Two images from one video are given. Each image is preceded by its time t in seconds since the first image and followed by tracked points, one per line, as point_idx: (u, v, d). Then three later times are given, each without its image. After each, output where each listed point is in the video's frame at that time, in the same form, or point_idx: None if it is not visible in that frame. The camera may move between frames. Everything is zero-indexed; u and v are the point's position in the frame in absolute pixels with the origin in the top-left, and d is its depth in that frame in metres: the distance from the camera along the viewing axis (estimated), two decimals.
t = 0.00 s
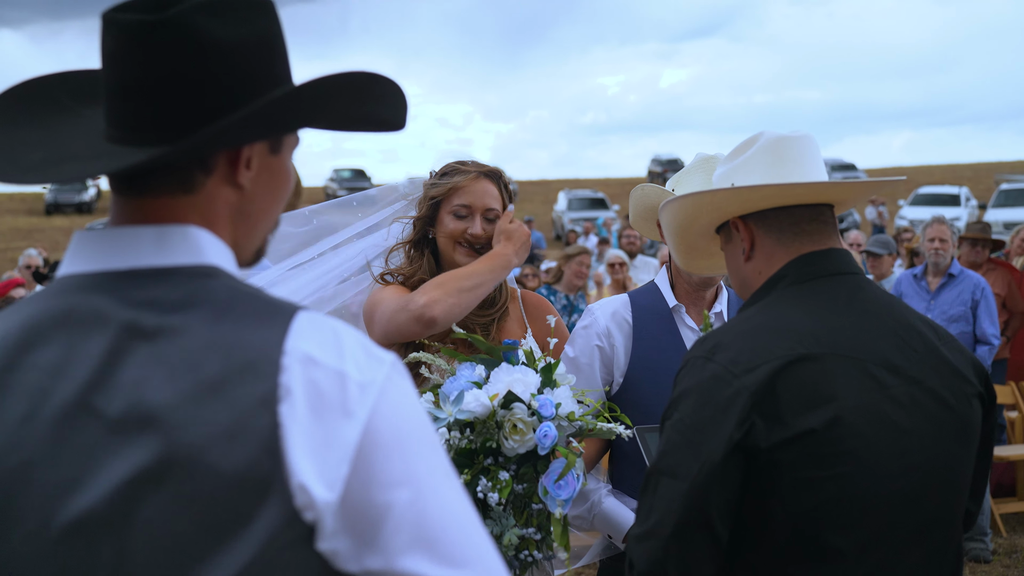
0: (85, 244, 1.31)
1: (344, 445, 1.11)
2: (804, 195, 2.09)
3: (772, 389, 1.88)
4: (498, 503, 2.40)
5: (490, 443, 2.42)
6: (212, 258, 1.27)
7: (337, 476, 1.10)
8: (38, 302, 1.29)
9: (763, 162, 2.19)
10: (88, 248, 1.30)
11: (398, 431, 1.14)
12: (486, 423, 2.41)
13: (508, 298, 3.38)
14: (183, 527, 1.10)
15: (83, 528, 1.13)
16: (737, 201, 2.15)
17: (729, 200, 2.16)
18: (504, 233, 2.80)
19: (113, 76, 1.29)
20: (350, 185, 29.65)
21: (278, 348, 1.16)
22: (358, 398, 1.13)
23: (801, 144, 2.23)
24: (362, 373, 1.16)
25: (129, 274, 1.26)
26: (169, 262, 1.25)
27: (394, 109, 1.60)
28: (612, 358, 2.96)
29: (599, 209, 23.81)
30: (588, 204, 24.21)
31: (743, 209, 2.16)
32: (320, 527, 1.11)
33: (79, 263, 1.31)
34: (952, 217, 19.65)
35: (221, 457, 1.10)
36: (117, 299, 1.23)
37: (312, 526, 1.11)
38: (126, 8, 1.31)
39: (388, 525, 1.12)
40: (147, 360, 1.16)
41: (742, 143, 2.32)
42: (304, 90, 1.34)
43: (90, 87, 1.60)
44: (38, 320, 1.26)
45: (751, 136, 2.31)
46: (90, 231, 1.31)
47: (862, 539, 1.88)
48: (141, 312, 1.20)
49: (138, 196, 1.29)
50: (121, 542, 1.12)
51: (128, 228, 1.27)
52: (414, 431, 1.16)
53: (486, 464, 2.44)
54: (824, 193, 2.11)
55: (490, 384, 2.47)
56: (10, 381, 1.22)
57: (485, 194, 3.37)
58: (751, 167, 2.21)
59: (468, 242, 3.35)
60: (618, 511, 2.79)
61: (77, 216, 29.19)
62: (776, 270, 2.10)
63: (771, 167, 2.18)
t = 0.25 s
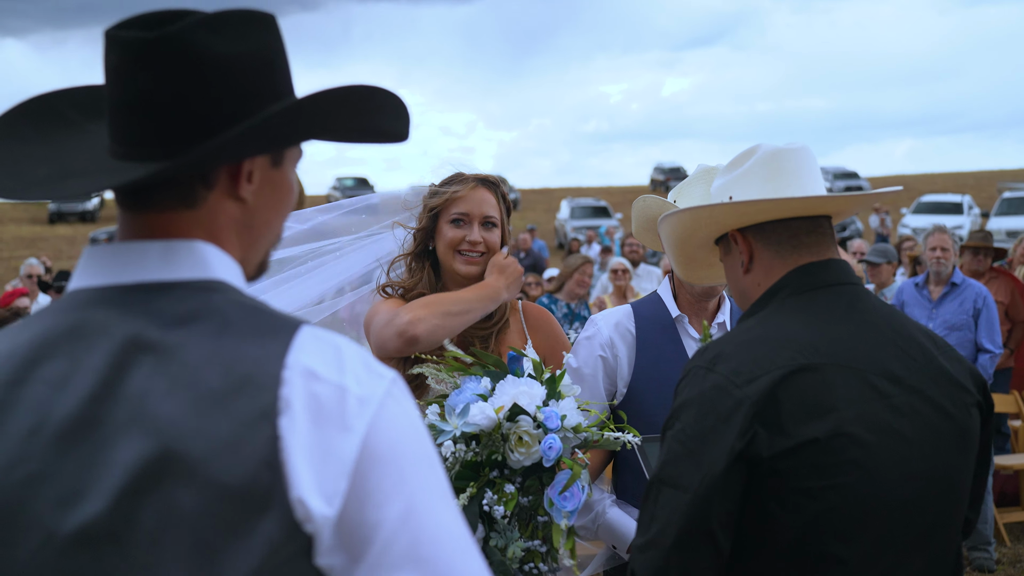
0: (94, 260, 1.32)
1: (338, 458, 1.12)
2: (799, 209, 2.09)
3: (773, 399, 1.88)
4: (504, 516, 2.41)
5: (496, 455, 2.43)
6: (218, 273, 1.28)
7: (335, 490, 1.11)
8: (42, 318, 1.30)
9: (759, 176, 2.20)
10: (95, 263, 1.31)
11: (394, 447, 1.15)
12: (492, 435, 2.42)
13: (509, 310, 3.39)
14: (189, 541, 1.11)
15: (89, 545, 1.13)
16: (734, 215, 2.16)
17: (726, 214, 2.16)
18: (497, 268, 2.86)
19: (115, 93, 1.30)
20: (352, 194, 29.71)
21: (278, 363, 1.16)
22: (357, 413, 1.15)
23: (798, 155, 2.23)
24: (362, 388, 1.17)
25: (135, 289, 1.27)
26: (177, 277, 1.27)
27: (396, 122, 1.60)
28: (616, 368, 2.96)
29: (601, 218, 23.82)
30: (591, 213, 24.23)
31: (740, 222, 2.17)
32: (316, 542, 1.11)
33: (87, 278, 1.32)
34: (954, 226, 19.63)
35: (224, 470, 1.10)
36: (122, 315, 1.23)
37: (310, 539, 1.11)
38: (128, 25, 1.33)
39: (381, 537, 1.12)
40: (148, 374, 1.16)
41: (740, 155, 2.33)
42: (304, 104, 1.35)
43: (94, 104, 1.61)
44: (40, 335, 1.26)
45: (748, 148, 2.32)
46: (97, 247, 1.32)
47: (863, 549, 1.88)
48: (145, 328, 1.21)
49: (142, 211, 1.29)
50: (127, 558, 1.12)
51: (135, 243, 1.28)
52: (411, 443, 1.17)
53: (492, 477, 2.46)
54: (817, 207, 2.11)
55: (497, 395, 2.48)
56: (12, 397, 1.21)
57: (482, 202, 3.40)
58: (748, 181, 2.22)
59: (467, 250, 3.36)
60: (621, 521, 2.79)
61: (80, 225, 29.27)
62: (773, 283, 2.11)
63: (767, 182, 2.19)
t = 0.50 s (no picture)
0: (101, 271, 1.33)
1: (341, 473, 1.12)
2: (798, 222, 2.10)
3: (767, 409, 1.89)
4: (507, 527, 2.42)
5: (499, 467, 2.44)
6: (224, 285, 1.29)
7: (334, 502, 1.12)
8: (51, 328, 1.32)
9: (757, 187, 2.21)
10: (104, 276, 1.33)
11: (398, 457, 1.16)
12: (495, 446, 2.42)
13: (511, 321, 3.43)
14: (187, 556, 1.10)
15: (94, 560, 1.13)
16: (728, 227, 2.18)
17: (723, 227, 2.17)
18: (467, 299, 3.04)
19: (125, 103, 1.32)
20: (353, 202, 29.81)
21: (280, 376, 1.17)
22: (358, 425, 1.15)
23: (797, 166, 2.23)
24: (364, 401, 1.17)
25: (141, 301, 1.28)
26: (182, 289, 1.27)
27: (403, 133, 1.63)
28: (617, 377, 2.96)
29: (601, 226, 23.85)
30: (591, 221, 24.28)
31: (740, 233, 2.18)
32: (316, 559, 1.11)
33: (96, 290, 1.33)
34: (953, 234, 19.64)
35: (224, 483, 1.11)
36: (127, 327, 1.24)
37: (310, 554, 1.12)
38: (137, 37, 1.34)
39: (383, 547, 1.13)
40: (149, 386, 1.17)
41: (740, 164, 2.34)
42: (310, 114, 1.36)
43: (104, 116, 1.62)
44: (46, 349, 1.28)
45: (748, 157, 2.33)
46: (106, 259, 1.34)
47: (859, 559, 1.88)
48: (148, 341, 1.21)
49: (150, 222, 1.31)
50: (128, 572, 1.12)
51: (143, 255, 1.30)
52: (410, 455, 1.17)
53: (495, 487, 2.47)
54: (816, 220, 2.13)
55: (499, 406, 2.48)
56: (18, 411, 1.23)
57: (487, 210, 3.39)
58: (746, 192, 2.23)
59: (469, 257, 3.36)
60: (624, 530, 2.79)
61: (82, 233, 29.31)
62: (770, 292, 2.12)
63: (765, 194, 2.19)
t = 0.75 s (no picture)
0: (100, 277, 1.34)
1: (334, 479, 1.12)
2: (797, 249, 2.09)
3: (748, 418, 1.91)
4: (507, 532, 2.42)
5: (498, 472, 2.45)
6: (222, 292, 1.30)
7: (329, 508, 1.11)
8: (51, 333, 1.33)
9: (773, 195, 2.17)
10: (103, 281, 1.33)
11: (386, 465, 1.15)
12: (494, 451, 2.43)
13: (507, 331, 3.43)
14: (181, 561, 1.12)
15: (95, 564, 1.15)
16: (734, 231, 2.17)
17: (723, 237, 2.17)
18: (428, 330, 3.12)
19: (131, 109, 1.33)
20: (349, 210, 29.84)
21: (275, 384, 1.17)
22: (352, 431, 1.15)
23: (820, 173, 2.16)
24: (359, 407, 1.17)
25: (140, 306, 1.29)
26: (182, 295, 1.28)
27: (404, 142, 1.64)
28: (615, 384, 2.97)
29: (596, 234, 23.89)
30: (586, 229, 24.34)
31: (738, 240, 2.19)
32: (309, 565, 1.11)
33: (95, 296, 1.34)
34: (947, 242, 19.72)
35: (218, 489, 1.11)
36: (125, 333, 1.26)
37: (302, 560, 1.12)
38: (145, 44, 1.35)
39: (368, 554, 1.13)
40: (144, 391, 1.18)
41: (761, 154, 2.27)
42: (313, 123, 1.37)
43: (107, 122, 1.63)
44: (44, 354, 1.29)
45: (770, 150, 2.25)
46: (106, 265, 1.34)
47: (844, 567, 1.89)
48: (144, 347, 1.22)
49: (152, 228, 1.31)
50: None
51: (141, 262, 1.30)
52: (397, 463, 1.16)
53: (494, 492, 2.47)
54: (817, 242, 2.14)
55: (498, 412, 2.48)
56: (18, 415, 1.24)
57: (499, 220, 3.45)
58: (755, 196, 2.21)
59: (481, 266, 3.39)
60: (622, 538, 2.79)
61: (77, 240, 29.26)
62: (760, 299, 2.14)
63: (783, 199, 2.16)
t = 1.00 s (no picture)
0: (93, 272, 1.33)
1: (330, 472, 1.11)
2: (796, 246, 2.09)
3: (735, 420, 1.91)
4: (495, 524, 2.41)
5: (486, 464, 2.43)
6: (216, 288, 1.29)
7: (319, 506, 1.10)
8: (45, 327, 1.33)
9: (775, 192, 2.18)
10: (96, 277, 1.32)
11: (377, 464, 1.14)
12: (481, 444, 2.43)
13: (496, 331, 3.44)
14: (179, 557, 1.12)
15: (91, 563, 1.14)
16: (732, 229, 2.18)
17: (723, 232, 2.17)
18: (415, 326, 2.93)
19: (120, 107, 1.32)
20: (337, 209, 29.76)
21: (272, 375, 1.17)
22: (347, 428, 1.13)
23: (824, 172, 2.17)
24: (353, 404, 1.16)
25: (133, 302, 1.28)
26: (175, 291, 1.27)
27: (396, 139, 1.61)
28: (605, 383, 2.97)
29: (585, 234, 23.92)
30: (575, 228, 24.37)
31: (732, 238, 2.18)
32: (301, 561, 1.11)
33: (87, 292, 1.33)
34: (933, 242, 19.85)
35: (216, 484, 1.11)
36: (119, 327, 1.25)
37: (296, 557, 1.11)
38: (134, 42, 1.35)
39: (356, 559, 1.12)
40: (141, 387, 1.18)
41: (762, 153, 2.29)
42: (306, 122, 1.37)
43: (98, 120, 1.63)
44: (39, 350, 1.28)
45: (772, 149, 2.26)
46: (98, 261, 1.33)
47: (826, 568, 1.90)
48: (139, 341, 1.22)
49: (143, 225, 1.30)
50: None
51: (134, 257, 1.29)
52: (390, 463, 1.15)
53: (481, 485, 2.45)
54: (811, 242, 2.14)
55: (484, 405, 2.49)
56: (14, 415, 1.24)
57: (494, 225, 3.45)
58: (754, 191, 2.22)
59: (476, 269, 3.38)
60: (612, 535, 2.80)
61: (62, 240, 29.03)
62: (755, 296, 2.15)
63: (785, 193, 2.16)
